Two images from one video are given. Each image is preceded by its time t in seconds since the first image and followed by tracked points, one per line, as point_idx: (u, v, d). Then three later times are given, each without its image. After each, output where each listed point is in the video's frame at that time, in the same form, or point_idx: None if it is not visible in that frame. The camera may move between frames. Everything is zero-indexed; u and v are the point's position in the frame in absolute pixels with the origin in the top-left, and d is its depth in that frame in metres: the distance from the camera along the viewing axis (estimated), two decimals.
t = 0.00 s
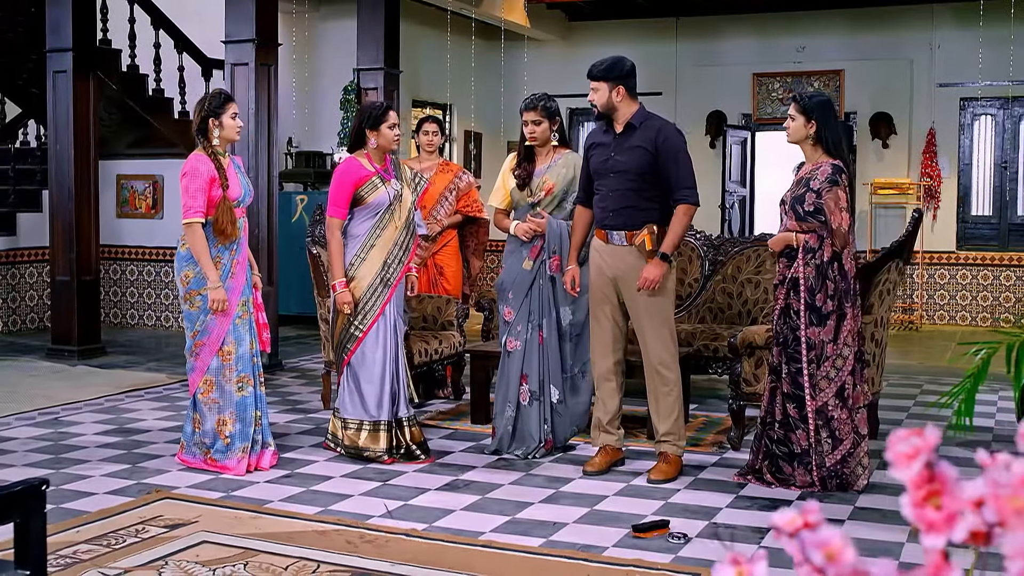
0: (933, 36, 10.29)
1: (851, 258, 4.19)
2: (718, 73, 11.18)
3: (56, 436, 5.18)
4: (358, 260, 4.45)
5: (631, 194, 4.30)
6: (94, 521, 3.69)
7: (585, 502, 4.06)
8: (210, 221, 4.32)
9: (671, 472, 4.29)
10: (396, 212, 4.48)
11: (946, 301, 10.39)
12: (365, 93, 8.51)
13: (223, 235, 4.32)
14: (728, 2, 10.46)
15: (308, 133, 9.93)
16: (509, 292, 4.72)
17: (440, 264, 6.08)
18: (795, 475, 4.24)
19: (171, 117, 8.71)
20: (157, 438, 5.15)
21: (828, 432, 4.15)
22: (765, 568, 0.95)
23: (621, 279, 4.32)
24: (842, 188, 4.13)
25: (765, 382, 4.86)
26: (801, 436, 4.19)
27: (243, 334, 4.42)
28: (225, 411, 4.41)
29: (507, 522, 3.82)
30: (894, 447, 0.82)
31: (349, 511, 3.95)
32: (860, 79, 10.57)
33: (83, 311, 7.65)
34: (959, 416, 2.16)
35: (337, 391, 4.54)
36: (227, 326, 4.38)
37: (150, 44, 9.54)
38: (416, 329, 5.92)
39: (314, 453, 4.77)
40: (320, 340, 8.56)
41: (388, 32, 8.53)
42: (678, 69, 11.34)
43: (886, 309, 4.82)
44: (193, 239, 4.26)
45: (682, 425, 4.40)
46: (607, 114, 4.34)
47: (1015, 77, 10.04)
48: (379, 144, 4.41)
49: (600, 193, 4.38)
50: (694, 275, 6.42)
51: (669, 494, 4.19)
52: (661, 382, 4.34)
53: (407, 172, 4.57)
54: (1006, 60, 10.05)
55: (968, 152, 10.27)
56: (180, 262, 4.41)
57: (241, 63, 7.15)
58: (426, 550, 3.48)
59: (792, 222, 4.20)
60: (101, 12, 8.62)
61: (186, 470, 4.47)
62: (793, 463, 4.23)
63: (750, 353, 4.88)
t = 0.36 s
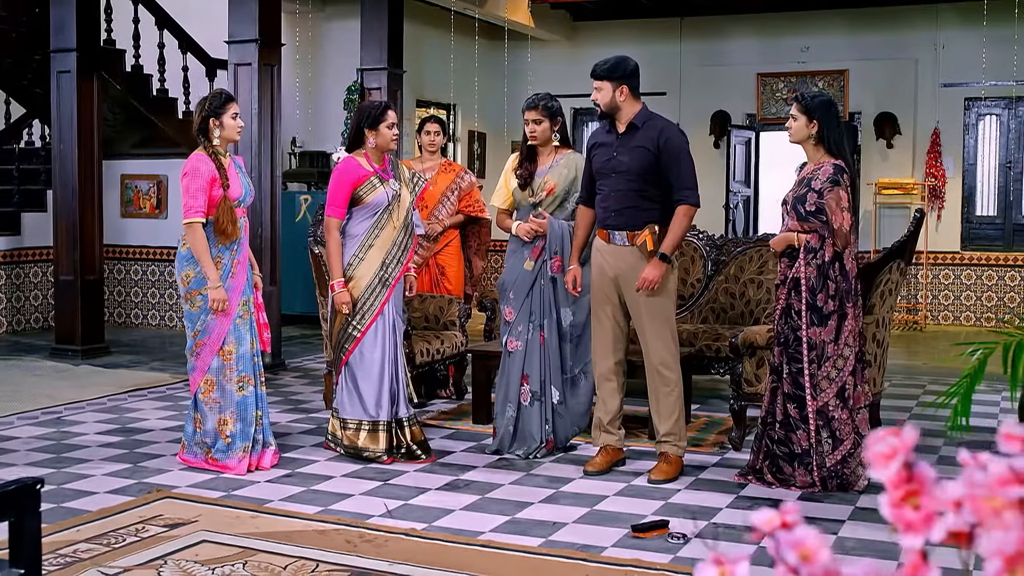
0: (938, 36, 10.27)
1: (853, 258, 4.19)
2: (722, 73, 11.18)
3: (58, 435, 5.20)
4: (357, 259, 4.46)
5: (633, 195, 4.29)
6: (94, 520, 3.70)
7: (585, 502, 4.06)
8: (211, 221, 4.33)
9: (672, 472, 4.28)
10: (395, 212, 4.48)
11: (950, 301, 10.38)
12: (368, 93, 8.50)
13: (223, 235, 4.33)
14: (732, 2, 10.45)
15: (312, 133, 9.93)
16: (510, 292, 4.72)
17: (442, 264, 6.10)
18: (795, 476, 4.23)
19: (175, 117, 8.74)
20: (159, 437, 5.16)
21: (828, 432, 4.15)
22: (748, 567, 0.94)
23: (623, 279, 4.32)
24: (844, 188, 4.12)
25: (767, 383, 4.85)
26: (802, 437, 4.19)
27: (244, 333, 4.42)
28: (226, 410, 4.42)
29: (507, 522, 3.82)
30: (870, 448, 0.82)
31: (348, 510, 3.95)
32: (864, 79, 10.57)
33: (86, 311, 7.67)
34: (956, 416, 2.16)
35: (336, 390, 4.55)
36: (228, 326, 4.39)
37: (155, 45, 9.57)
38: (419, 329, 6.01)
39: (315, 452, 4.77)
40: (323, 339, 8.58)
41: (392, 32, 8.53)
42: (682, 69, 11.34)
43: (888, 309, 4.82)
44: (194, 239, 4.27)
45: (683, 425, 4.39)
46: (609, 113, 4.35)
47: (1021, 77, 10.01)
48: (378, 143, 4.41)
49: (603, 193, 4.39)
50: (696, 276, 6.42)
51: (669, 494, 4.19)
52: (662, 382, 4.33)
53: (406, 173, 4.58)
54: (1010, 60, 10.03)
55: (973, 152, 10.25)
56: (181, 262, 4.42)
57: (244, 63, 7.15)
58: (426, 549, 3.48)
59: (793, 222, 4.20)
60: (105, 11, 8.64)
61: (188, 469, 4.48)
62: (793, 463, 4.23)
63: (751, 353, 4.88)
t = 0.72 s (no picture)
0: (940, 36, 10.25)
1: (851, 257, 4.19)
2: (724, 73, 11.18)
3: (57, 435, 5.21)
4: (353, 259, 4.46)
5: (634, 195, 4.29)
6: (92, 519, 3.71)
7: (582, 503, 4.06)
8: (210, 221, 4.33)
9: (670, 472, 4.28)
10: (391, 212, 4.48)
11: (952, 301, 10.37)
12: (369, 93, 8.51)
13: (222, 235, 4.33)
14: (733, 2, 10.45)
15: (314, 133, 9.94)
16: (508, 294, 4.72)
17: (442, 263, 6.08)
18: (793, 476, 4.23)
19: (176, 117, 8.76)
20: (158, 437, 5.17)
21: (827, 432, 4.16)
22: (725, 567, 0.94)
23: (623, 280, 4.32)
24: (842, 188, 4.12)
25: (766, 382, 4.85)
26: (800, 437, 4.18)
27: (242, 333, 4.43)
28: (224, 410, 4.42)
29: (505, 522, 3.83)
30: (844, 447, 0.82)
31: (346, 510, 3.96)
32: (865, 79, 10.56)
33: (87, 311, 7.68)
34: (949, 418, 2.15)
35: (333, 390, 4.55)
36: (226, 325, 4.39)
37: (157, 45, 9.58)
38: (419, 329, 6.03)
39: (314, 452, 4.78)
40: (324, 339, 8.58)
41: (393, 32, 8.53)
42: (683, 69, 11.35)
43: (887, 309, 4.82)
44: (192, 239, 4.27)
45: (682, 425, 4.39)
46: (612, 113, 4.34)
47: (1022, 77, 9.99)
48: (374, 143, 4.41)
49: (604, 193, 4.38)
50: (696, 275, 6.42)
51: (667, 494, 4.19)
52: (660, 382, 4.33)
53: (402, 173, 4.58)
54: (1011, 59, 10.01)
55: (975, 152, 10.24)
56: (179, 262, 4.42)
57: (244, 63, 7.16)
58: (422, 549, 3.48)
59: (792, 222, 4.19)
60: (107, 12, 8.66)
61: (186, 469, 4.49)
62: (791, 463, 4.22)
63: (750, 353, 4.89)
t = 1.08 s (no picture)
0: (940, 36, 10.24)
1: (846, 257, 4.19)
2: (724, 73, 11.18)
3: (55, 434, 5.22)
4: (348, 260, 4.47)
5: (633, 196, 4.28)
6: (88, 518, 3.71)
7: (578, 502, 4.06)
8: (206, 221, 4.34)
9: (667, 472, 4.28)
10: (386, 212, 4.49)
11: (952, 301, 10.36)
12: (368, 93, 8.51)
13: (218, 234, 4.34)
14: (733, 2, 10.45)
15: (313, 133, 9.94)
16: (503, 299, 4.71)
17: (440, 263, 6.07)
18: (789, 476, 4.23)
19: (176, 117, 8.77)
20: (156, 437, 5.17)
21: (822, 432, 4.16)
22: (700, 566, 0.94)
23: (622, 282, 4.32)
24: (837, 188, 4.12)
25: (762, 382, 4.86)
26: (795, 437, 4.19)
27: (239, 333, 4.43)
28: (221, 410, 4.43)
29: (500, 522, 3.83)
30: (814, 448, 0.81)
31: (342, 509, 3.96)
32: (865, 79, 10.55)
33: (87, 311, 7.68)
34: (940, 418, 2.15)
35: (327, 390, 4.56)
36: (223, 325, 4.40)
37: (157, 45, 9.59)
38: (417, 329, 5.96)
39: (310, 452, 4.78)
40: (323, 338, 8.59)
41: (392, 32, 8.53)
42: (684, 69, 11.35)
43: (884, 309, 4.83)
44: (189, 239, 4.27)
45: (679, 426, 4.39)
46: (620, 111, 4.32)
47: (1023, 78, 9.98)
48: (369, 143, 4.41)
49: (604, 192, 4.38)
50: (695, 275, 6.41)
51: (663, 494, 4.19)
52: (658, 383, 4.34)
53: (396, 173, 4.58)
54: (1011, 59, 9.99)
55: (975, 152, 10.23)
56: (176, 261, 4.42)
57: (243, 63, 7.16)
58: (417, 549, 3.48)
59: (788, 222, 4.20)
60: (107, 12, 8.67)
61: (183, 469, 4.49)
62: (787, 464, 4.23)
63: (747, 353, 4.89)
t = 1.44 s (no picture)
0: (941, 36, 10.23)
1: (843, 257, 4.18)
2: (724, 73, 11.17)
3: (53, 434, 5.23)
4: (342, 260, 4.48)
5: (635, 194, 4.27)
6: (84, 518, 3.72)
7: (574, 502, 4.07)
8: (202, 221, 4.35)
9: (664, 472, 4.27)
10: (380, 212, 4.50)
11: (952, 302, 10.34)
12: (368, 93, 8.52)
13: (215, 234, 4.35)
14: (733, 2, 10.45)
15: (313, 133, 9.94)
16: (500, 305, 4.72)
17: (438, 263, 6.07)
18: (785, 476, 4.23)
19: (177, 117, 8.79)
20: (154, 436, 5.18)
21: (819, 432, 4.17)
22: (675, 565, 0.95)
23: (621, 279, 4.31)
24: (833, 188, 4.11)
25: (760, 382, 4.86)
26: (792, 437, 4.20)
27: (235, 333, 4.44)
28: (217, 409, 4.44)
29: (495, 521, 3.83)
30: (783, 447, 0.82)
31: (338, 509, 3.97)
32: (866, 79, 10.55)
33: (87, 310, 7.69)
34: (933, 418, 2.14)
35: (322, 391, 4.57)
36: (219, 325, 4.40)
37: (157, 45, 9.61)
38: (415, 328, 5.96)
39: (307, 451, 4.79)
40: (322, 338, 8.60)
41: (392, 32, 8.53)
42: (684, 69, 11.35)
43: (881, 309, 4.83)
44: (185, 239, 4.29)
45: (676, 426, 4.39)
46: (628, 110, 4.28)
47: None
48: (363, 143, 4.43)
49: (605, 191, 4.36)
50: (693, 276, 6.42)
51: (659, 494, 4.18)
52: (657, 383, 4.34)
53: (390, 173, 4.59)
54: (1011, 59, 9.97)
55: (975, 152, 10.22)
56: (172, 261, 4.44)
57: (243, 63, 7.17)
58: (412, 549, 3.48)
59: (785, 222, 4.22)
60: (107, 12, 8.68)
61: (180, 468, 4.50)
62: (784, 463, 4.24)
63: (744, 353, 4.89)
